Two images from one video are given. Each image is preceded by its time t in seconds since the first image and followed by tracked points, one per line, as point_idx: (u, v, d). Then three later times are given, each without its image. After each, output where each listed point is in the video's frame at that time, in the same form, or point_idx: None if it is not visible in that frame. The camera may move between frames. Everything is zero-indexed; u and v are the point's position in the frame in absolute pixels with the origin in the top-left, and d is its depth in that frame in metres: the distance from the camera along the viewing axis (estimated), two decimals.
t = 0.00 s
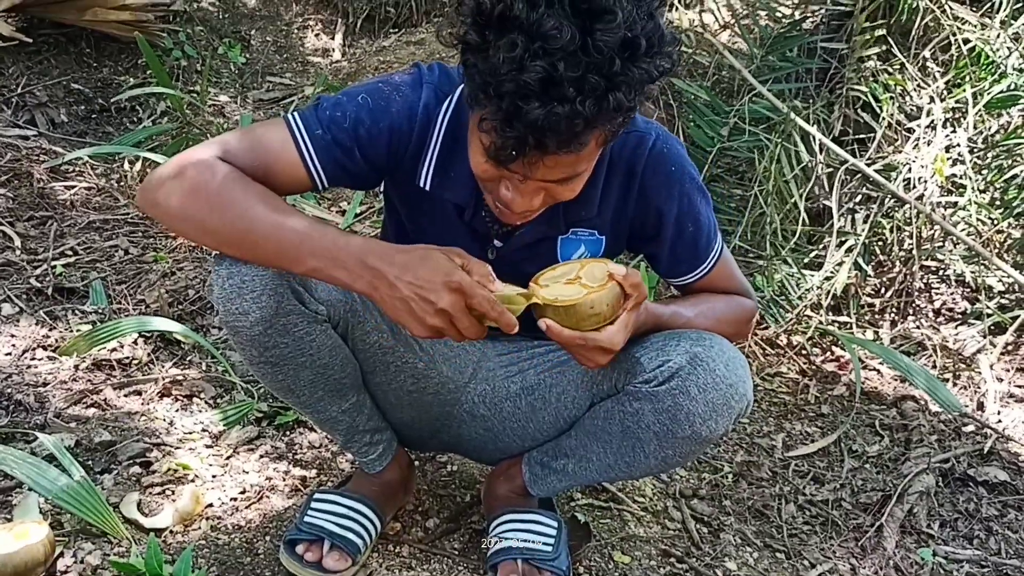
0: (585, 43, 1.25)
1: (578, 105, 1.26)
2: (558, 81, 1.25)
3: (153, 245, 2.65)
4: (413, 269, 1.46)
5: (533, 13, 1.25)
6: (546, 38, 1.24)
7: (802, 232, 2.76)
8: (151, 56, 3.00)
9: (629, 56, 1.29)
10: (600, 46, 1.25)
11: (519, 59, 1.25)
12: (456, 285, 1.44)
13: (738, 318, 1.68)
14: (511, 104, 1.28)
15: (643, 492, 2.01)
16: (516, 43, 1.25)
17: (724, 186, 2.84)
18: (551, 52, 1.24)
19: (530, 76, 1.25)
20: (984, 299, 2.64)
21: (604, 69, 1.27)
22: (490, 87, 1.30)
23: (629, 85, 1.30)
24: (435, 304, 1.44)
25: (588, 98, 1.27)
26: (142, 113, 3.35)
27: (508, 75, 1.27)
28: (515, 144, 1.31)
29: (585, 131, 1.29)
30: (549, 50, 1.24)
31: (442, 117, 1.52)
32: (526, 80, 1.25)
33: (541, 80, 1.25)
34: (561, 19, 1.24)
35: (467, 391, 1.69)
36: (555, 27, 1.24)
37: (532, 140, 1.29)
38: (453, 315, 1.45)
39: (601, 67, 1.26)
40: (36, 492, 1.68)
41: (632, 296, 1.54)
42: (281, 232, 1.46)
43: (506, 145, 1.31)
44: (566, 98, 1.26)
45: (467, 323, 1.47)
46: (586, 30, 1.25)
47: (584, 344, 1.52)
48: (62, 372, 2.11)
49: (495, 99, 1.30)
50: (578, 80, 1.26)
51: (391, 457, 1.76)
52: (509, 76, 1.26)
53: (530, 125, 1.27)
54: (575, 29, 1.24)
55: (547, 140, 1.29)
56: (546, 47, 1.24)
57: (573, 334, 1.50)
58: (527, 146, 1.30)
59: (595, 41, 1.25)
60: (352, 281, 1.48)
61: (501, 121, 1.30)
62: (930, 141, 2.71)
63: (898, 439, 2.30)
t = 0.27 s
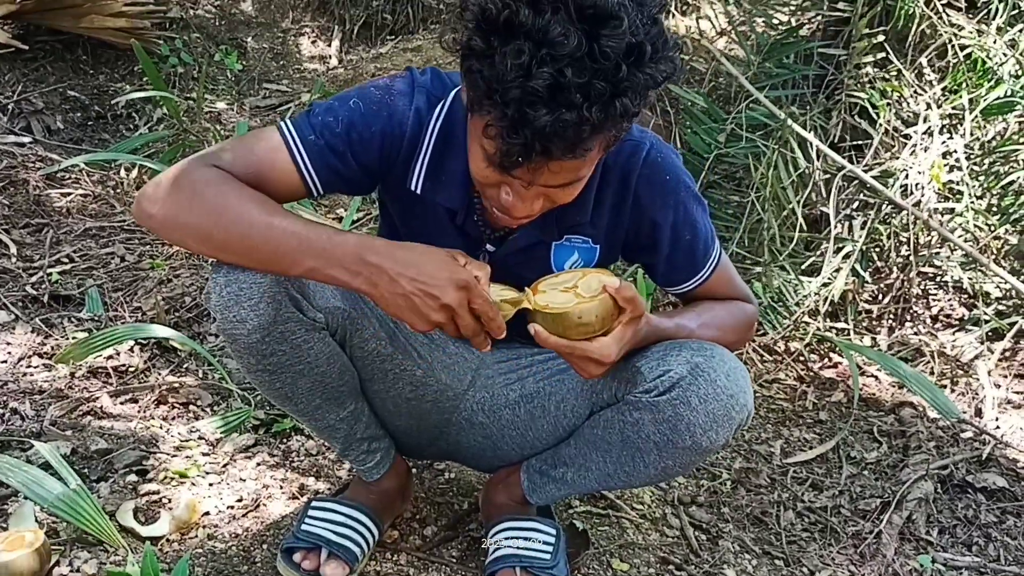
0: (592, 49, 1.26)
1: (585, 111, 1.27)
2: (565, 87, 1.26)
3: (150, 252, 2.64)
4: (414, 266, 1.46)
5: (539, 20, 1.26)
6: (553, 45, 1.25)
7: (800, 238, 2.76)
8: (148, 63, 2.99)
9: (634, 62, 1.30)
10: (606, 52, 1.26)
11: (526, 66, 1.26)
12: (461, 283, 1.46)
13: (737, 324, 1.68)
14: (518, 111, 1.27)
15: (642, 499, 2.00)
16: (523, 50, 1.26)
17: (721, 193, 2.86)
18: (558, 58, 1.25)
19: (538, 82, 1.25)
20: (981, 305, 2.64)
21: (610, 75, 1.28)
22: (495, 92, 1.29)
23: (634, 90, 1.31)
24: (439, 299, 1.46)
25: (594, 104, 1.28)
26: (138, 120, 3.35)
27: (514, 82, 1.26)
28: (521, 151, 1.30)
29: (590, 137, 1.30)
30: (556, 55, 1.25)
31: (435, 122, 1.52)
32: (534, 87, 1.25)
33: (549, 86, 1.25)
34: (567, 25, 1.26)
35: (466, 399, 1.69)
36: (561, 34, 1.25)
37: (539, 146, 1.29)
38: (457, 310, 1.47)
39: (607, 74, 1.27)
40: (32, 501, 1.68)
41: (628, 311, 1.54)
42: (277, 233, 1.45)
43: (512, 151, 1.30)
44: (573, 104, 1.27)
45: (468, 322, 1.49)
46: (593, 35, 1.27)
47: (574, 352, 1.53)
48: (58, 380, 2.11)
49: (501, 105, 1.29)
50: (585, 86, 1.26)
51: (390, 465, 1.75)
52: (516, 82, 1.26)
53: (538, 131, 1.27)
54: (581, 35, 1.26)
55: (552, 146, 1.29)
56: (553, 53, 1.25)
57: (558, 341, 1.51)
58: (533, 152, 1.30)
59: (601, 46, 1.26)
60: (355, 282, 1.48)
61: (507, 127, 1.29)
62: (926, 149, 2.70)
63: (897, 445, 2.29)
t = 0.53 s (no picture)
0: (590, 76, 1.27)
1: (583, 137, 1.28)
2: (563, 113, 1.26)
3: (149, 260, 2.64)
4: (417, 262, 1.48)
5: (539, 45, 1.26)
6: (552, 70, 1.26)
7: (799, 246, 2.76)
8: (147, 72, 2.99)
9: (631, 88, 1.31)
10: (604, 79, 1.27)
11: (526, 91, 1.26)
12: (463, 275, 1.48)
13: (730, 333, 1.69)
14: (516, 136, 1.28)
15: (642, 507, 2.00)
16: (522, 75, 1.26)
17: (720, 200, 2.88)
18: (557, 84, 1.26)
19: (537, 109, 1.26)
20: (980, 312, 2.64)
21: (608, 101, 1.28)
22: (493, 115, 1.29)
23: (632, 116, 1.32)
24: (442, 292, 1.48)
25: (592, 130, 1.29)
26: (138, 129, 3.35)
27: (513, 107, 1.27)
28: (518, 175, 1.31)
29: (587, 161, 1.30)
30: (555, 82, 1.26)
31: (431, 133, 1.53)
32: (532, 113, 1.26)
33: (547, 112, 1.26)
34: (567, 51, 1.26)
35: (462, 405, 1.70)
36: (560, 60, 1.26)
37: (536, 171, 1.30)
38: (459, 303, 1.49)
39: (605, 100, 1.28)
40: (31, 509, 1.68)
41: (631, 305, 1.54)
42: (278, 234, 1.46)
43: (510, 174, 1.31)
44: (571, 130, 1.27)
45: (470, 313, 1.50)
46: (591, 62, 1.27)
47: (575, 342, 1.53)
48: (58, 388, 2.10)
49: (499, 129, 1.29)
50: (582, 112, 1.27)
51: (389, 471, 1.75)
52: (514, 107, 1.27)
53: (535, 156, 1.28)
54: (580, 61, 1.26)
55: (549, 170, 1.30)
56: (552, 79, 1.26)
57: (560, 329, 1.52)
58: (530, 176, 1.31)
59: (599, 73, 1.27)
60: (358, 280, 1.49)
61: (505, 152, 1.30)
62: (925, 155, 2.72)
63: (896, 452, 2.30)
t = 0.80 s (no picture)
0: (597, 86, 1.27)
1: (590, 147, 1.28)
2: (570, 123, 1.27)
3: (150, 267, 2.65)
4: (416, 264, 1.49)
5: (546, 56, 1.27)
6: (559, 81, 1.26)
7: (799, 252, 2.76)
8: (148, 79, 3.00)
9: (638, 98, 1.31)
10: (611, 89, 1.28)
11: (533, 101, 1.26)
12: (463, 274, 1.49)
13: (728, 339, 1.69)
14: (523, 146, 1.28)
15: (643, 514, 2.00)
16: (529, 85, 1.26)
17: (720, 206, 2.88)
18: (564, 94, 1.26)
19: (544, 119, 1.26)
20: (981, 318, 2.64)
21: (614, 111, 1.29)
22: (500, 125, 1.30)
23: (638, 126, 1.33)
24: (441, 292, 1.48)
25: (599, 141, 1.29)
26: (139, 136, 3.36)
27: (520, 117, 1.27)
28: (525, 184, 1.31)
29: (593, 171, 1.31)
30: (562, 92, 1.26)
31: (430, 139, 1.53)
32: (539, 123, 1.26)
33: (554, 123, 1.26)
34: (574, 61, 1.27)
35: (462, 411, 1.70)
36: (568, 71, 1.26)
37: (542, 181, 1.30)
38: (457, 302, 1.50)
39: (612, 110, 1.28)
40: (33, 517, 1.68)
41: (632, 309, 1.54)
42: (278, 239, 1.46)
43: (517, 184, 1.31)
44: (578, 140, 1.28)
45: (470, 313, 1.50)
46: (598, 72, 1.28)
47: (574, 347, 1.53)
48: (59, 396, 2.11)
49: (505, 139, 1.29)
50: (589, 122, 1.27)
51: (391, 478, 1.75)
52: (522, 118, 1.27)
53: (542, 167, 1.28)
54: (587, 72, 1.27)
55: (556, 180, 1.30)
56: (559, 89, 1.26)
57: (559, 334, 1.52)
58: (537, 186, 1.31)
59: (606, 83, 1.27)
60: (358, 281, 1.50)
61: (512, 161, 1.30)
62: (925, 161, 2.72)
63: (897, 458, 2.30)
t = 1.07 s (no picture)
0: (614, 107, 1.28)
1: (609, 168, 1.29)
2: (590, 145, 1.27)
3: (152, 275, 2.65)
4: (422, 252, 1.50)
5: (562, 78, 1.28)
6: (577, 103, 1.27)
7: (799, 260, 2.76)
8: (150, 87, 3.01)
9: (652, 117, 1.32)
10: (628, 110, 1.29)
11: (552, 124, 1.27)
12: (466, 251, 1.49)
13: (722, 352, 1.70)
14: (542, 169, 1.28)
15: (645, 522, 2.01)
16: (548, 108, 1.27)
17: (720, 214, 2.89)
18: (584, 116, 1.27)
19: (565, 142, 1.27)
20: (981, 326, 2.65)
21: (631, 132, 1.30)
22: (518, 149, 1.29)
23: (652, 145, 1.34)
24: (447, 272, 1.49)
25: (617, 161, 1.30)
26: (141, 144, 3.37)
27: (540, 140, 1.27)
28: (544, 207, 1.32)
29: (609, 192, 1.32)
30: (581, 114, 1.27)
31: (430, 149, 1.54)
32: (561, 146, 1.27)
33: (575, 145, 1.27)
34: (590, 84, 1.28)
35: (463, 419, 1.71)
36: (586, 93, 1.27)
37: (563, 203, 1.31)
38: (462, 277, 1.50)
39: (629, 131, 1.30)
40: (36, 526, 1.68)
41: (642, 295, 1.55)
42: (285, 239, 1.47)
43: (536, 207, 1.32)
44: (597, 161, 1.29)
45: (476, 288, 1.50)
46: (613, 93, 1.29)
47: (580, 326, 1.54)
48: (62, 404, 2.11)
49: (523, 161, 1.30)
50: (607, 143, 1.28)
51: (393, 485, 1.75)
52: (542, 140, 1.27)
53: (563, 190, 1.29)
54: (603, 93, 1.28)
55: (575, 202, 1.31)
56: (578, 111, 1.27)
57: (565, 312, 1.52)
58: (556, 209, 1.32)
59: (622, 104, 1.29)
60: (369, 267, 1.52)
61: (531, 183, 1.30)
62: (925, 169, 2.74)
63: (899, 466, 2.30)
